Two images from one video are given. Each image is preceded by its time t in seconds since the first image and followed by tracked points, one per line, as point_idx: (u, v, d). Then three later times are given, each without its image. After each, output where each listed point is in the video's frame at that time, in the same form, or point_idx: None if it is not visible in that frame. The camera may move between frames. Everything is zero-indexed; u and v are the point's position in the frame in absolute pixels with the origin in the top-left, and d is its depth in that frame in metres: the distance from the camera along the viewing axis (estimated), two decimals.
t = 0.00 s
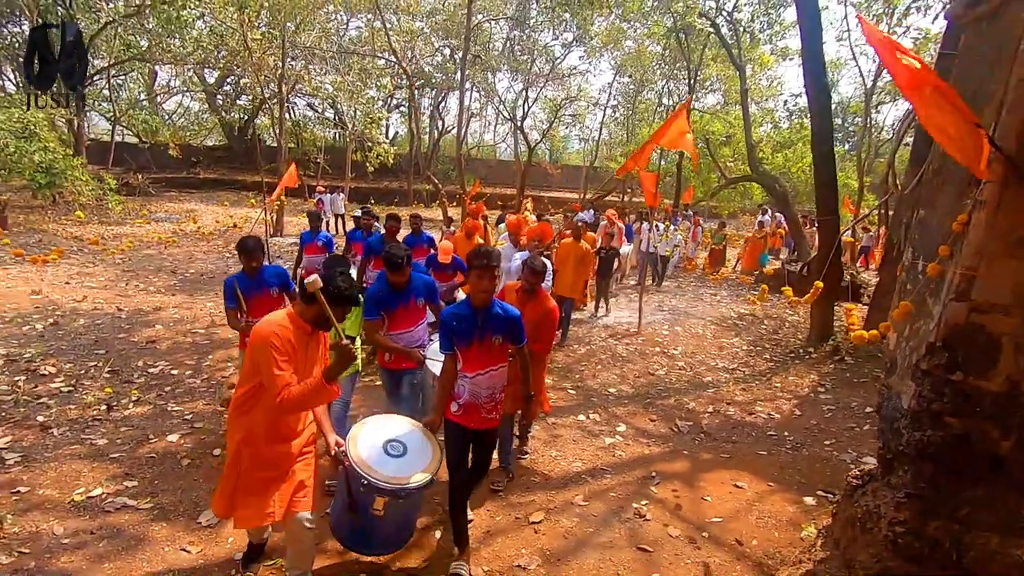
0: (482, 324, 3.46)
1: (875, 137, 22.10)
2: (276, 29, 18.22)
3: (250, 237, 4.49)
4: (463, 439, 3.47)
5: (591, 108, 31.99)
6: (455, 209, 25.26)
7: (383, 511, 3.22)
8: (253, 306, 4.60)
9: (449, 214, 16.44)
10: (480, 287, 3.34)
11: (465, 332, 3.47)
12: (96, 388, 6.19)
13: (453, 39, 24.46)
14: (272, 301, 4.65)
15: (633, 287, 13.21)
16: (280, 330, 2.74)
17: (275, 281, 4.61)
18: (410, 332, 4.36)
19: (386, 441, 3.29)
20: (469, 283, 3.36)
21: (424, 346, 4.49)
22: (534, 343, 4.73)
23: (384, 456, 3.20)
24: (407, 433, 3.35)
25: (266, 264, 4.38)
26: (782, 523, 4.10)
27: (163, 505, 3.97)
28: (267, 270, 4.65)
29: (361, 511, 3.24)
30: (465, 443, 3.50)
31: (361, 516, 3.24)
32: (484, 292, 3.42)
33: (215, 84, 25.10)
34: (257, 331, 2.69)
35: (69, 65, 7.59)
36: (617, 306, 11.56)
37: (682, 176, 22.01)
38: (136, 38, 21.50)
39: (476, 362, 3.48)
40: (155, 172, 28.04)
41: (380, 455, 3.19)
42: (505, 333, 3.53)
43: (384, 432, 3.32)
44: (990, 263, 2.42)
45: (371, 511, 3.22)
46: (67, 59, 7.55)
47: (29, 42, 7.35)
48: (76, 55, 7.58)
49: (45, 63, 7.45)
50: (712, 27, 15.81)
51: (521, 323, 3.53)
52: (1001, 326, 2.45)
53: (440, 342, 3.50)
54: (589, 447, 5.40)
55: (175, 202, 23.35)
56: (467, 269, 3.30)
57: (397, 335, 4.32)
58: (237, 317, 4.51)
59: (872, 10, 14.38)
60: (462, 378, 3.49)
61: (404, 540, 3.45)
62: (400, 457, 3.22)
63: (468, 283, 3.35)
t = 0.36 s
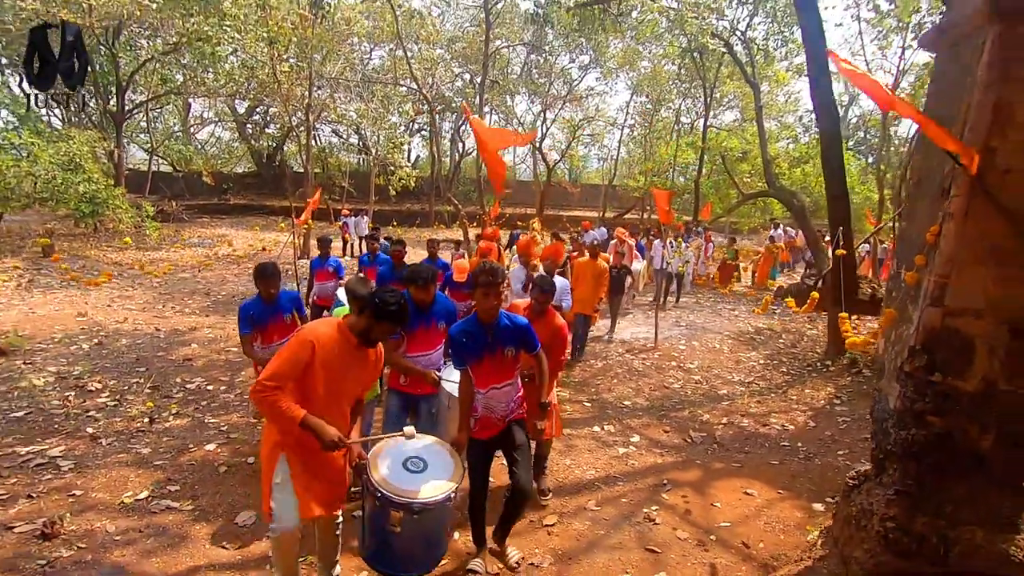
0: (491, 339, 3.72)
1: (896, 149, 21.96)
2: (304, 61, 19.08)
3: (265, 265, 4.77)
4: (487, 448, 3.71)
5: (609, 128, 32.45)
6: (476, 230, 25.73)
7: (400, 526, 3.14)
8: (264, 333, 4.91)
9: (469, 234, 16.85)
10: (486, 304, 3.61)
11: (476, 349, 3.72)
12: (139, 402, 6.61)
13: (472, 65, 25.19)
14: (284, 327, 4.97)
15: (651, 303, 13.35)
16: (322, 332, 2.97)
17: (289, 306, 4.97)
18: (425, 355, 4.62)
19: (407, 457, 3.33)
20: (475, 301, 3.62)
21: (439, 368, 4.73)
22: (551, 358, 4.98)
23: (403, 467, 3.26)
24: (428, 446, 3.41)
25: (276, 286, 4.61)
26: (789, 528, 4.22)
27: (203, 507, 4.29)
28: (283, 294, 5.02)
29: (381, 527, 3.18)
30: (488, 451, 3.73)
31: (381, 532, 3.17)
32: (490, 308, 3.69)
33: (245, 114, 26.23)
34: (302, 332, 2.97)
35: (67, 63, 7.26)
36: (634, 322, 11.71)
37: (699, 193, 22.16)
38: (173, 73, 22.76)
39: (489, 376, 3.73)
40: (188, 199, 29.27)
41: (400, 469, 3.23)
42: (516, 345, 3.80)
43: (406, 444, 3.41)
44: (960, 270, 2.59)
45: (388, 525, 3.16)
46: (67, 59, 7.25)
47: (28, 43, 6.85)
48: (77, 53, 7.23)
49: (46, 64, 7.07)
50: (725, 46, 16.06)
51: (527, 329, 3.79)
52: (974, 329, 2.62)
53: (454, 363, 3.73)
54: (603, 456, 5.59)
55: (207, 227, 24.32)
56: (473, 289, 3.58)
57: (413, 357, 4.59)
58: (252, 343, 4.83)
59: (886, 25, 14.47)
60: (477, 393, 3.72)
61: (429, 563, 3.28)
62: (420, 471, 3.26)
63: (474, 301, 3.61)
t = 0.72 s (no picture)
0: (516, 344, 3.90)
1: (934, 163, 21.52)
2: (344, 80, 20.04)
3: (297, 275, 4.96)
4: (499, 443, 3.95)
5: (640, 143, 32.68)
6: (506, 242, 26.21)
7: (436, 516, 3.42)
8: (290, 341, 5.02)
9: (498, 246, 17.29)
10: (515, 312, 3.78)
11: (501, 350, 3.92)
12: (188, 396, 7.20)
13: (504, 82, 25.87)
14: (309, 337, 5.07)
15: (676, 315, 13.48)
16: (337, 342, 3.25)
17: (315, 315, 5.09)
18: (442, 365, 4.79)
19: (432, 451, 3.60)
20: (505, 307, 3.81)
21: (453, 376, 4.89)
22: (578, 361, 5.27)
23: (428, 460, 3.55)
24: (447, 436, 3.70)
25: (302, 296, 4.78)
26: (790, 526, 4.39)
27: (245, 487, 4.74)
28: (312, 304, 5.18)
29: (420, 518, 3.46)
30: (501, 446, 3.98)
31: (420, 523, 3.45)
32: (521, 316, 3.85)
33: (288, 130, 27.50)
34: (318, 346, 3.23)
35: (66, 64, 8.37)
36: (658, 333, 11.87)
37: (729, 207, 22.13)
38: (223, 93, 24.20)
39: (508, 378, 3.90)
40: (233, 211, 30.72)
41: (426, 463, 3.50)
42: (541, 355, 3.92)
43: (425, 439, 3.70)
44: (930, 277, 2.82)
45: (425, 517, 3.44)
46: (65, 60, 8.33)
47: (31, 44, 8.09)
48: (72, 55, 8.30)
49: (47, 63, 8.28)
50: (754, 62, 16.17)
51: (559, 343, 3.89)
52: (944, 331, 2.81)
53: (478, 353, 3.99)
54: (615, 457, 5.84)
55: (250, 238, 25.53)
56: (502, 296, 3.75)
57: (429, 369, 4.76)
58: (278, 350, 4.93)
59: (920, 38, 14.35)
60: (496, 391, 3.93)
61: (471, 544, 3.58)
62: (444, 459, 3.55)
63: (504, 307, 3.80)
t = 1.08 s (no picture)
0: (542, 311, 3.84)
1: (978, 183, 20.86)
2: (382, 89, 20.71)
3: (298, 269, 4.63)
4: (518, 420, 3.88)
5: (672, 156, 32.60)
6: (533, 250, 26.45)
7: (459, 462, 3.77)
8: (293, 337, 4.69)
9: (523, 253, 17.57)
10: (547, 280, 3.75)
11: (523, 315, 3.90)
12: (219, 380, 7.64)
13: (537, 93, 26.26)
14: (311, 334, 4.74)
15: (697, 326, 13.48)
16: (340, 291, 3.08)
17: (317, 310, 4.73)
18: (440, 359, 4.62)
19: (453, 404, 3.93)
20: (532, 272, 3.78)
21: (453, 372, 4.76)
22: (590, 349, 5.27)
23: (452, 412, 3.87)
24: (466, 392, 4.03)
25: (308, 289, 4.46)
26: (785, 528, 4.46)
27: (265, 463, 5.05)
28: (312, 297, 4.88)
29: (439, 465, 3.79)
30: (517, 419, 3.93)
31: (440, 469, 3.78)
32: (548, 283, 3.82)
33: (326, 136, 28.46)
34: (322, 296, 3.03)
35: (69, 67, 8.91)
36: (677, 343, 11.90)
37: (759, 221, 21.90)
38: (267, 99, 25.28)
39: (529, 345, 3.88)
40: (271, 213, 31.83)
41: (452, 414, 3.84)
42: (566, 324, 3.86)
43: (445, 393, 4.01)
44: (911, 279, 2.92)
45: (446, 464, 3.77)
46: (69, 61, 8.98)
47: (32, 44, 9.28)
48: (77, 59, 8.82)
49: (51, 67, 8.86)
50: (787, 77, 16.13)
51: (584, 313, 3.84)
52: (923, 332, 2.91)
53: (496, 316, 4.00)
54: (621, 456, 5.97)
55: (286, 239, 26.44)
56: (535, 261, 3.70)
57: (427, 364, 4.59)
58: (281, 347, 4.61)
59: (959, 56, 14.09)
60: (516, 357, 3.93)
61: (481, 493, 3.95)
62: (465, 411, 3.90)
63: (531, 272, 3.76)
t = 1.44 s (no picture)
0: (566, 310, 4.05)
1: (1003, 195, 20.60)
2: (406, 85, 21.10)
3: (288, 254, 4.63)
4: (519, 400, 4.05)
5: (693, 159, 32.51)
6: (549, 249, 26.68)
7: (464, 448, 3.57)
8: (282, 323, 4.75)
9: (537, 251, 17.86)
10: (579, 281, 3.91)
11: (547, 310, 4.07)
12: (240, 360, 8.08)
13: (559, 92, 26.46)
14: (301, 320, 4.81)
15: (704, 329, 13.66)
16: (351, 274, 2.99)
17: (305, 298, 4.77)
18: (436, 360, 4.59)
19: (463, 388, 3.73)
20: (569, 273, 3.92)
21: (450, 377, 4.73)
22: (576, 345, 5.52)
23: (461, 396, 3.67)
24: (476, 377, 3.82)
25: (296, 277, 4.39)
26: (763, 517, 4.69)
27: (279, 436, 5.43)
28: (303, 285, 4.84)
29: (444, 447, 3.59)
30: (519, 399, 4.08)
31: (445, 452, 3.59)
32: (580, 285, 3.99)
33: (350, 130, 29.00)
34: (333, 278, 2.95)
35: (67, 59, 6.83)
36: (684, 344, 12.10)
37: (777, 226, 21.84)
38: (294, 92, 25.92)
39: (546, 340, 4.04)
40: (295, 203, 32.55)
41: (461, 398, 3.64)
42: (583, 325, 4.10)
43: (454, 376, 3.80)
44: (874, 283, 3.15)
45: (452, 447, 3.58)
46: (66, 58, 6.94)
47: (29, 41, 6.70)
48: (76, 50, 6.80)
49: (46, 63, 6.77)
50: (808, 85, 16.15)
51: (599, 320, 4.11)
52: (884, 333, 3.13)
53: (518, 305, 4.11)
54: (615, 446, 6.25)
55: (308, 229, 27.06)
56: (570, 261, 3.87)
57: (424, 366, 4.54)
58: (268, 333, 4.66)
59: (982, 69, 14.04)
60: (528, 346, 4.05)
61: (481, 480, 3.75)
62: (476, 395, 3.70)
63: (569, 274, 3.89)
